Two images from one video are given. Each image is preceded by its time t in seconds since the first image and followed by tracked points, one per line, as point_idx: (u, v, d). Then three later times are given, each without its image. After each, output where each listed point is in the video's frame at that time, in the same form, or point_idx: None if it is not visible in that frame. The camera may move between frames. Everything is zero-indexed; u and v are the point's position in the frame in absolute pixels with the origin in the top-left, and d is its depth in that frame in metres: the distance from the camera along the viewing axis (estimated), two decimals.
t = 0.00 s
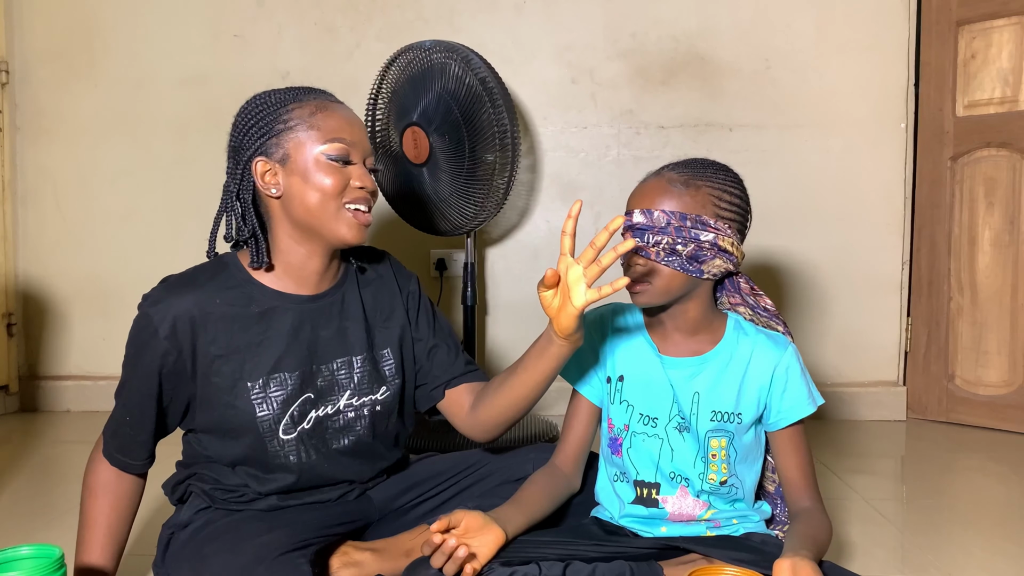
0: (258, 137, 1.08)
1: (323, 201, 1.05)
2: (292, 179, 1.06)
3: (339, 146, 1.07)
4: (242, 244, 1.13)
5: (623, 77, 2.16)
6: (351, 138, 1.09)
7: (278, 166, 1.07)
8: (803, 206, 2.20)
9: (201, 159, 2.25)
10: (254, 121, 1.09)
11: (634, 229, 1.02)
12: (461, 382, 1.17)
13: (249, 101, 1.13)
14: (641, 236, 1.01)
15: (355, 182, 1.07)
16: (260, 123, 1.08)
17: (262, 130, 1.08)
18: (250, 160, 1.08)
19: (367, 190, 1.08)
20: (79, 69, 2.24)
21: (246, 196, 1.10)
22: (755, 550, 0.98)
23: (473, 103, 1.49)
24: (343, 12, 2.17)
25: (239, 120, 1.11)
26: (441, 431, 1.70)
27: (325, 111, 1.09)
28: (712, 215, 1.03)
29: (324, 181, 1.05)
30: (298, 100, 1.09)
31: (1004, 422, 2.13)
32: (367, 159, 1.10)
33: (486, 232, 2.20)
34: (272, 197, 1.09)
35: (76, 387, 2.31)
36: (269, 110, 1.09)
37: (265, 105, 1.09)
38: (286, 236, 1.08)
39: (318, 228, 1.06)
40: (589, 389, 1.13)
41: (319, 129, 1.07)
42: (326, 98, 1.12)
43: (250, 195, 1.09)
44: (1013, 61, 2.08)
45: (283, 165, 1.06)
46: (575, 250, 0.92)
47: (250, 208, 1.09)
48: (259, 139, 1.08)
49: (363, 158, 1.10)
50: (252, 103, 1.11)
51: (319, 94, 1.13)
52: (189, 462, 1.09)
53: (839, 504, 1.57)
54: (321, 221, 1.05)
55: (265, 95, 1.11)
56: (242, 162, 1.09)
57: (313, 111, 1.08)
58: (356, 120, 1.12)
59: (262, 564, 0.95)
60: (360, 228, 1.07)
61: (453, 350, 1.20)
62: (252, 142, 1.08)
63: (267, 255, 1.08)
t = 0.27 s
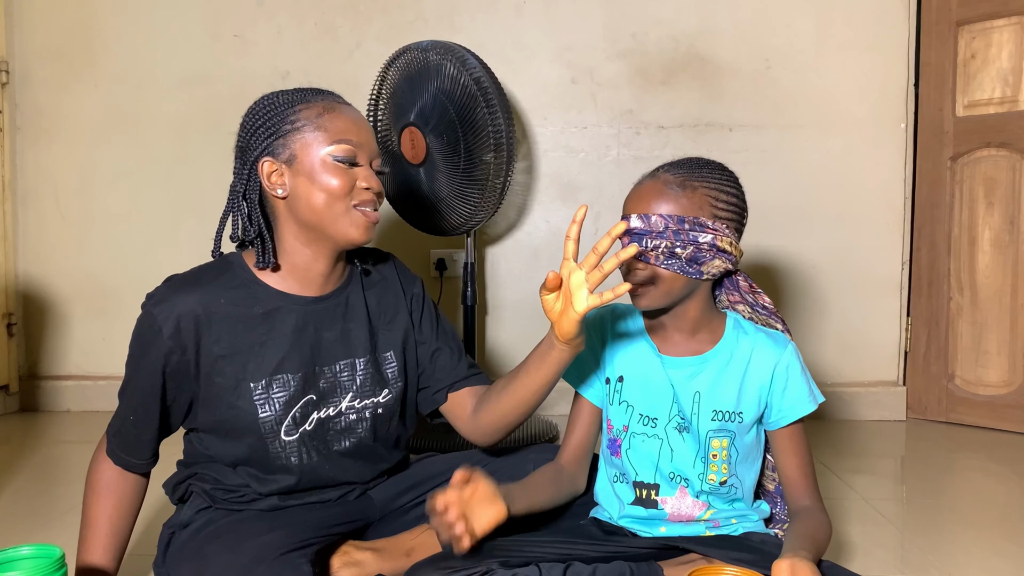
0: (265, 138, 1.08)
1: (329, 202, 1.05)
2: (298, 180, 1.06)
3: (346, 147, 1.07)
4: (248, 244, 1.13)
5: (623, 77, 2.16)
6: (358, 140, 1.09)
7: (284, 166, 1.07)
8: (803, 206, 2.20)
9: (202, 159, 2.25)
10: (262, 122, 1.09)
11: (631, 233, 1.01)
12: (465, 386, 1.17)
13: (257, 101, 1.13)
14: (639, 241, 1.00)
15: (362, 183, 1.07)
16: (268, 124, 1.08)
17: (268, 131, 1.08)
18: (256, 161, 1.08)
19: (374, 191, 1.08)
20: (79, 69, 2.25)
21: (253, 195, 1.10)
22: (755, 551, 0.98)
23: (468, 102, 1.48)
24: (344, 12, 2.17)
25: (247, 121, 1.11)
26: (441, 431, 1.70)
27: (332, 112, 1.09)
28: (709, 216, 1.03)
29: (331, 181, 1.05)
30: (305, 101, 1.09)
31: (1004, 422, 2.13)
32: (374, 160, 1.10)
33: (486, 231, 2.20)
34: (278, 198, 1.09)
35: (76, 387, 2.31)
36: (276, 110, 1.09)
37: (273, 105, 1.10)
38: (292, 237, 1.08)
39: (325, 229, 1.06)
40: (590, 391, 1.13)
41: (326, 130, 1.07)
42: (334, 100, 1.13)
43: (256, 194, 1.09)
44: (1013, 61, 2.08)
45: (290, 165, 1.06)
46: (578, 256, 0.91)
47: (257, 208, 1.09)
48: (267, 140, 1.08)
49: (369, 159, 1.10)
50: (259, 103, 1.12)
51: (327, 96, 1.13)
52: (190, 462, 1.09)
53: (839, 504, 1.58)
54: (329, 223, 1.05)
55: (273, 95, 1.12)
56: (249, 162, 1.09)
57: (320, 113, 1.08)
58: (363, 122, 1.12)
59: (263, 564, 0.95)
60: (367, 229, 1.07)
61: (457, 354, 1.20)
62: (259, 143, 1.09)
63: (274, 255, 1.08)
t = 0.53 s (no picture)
0: (268, 138, 1.08)
1: (333, 205, 1.05)
2: (301, 182, 1.06)
3: (348, 150, 1.06)
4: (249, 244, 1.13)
5: (623, 77, 2.16)
6: (362, 142, 1.08)
7: (288, 168, 1.07)
8: (803, 206, 2.20)
9: (202, 159, 2.25)
10: (265, 122, 1.09)
11: (625, 243, 1.01)
12: (471, 378, 1.19)
13: (259, 101, 1.13)
14: (631, 252, 1.00)
15: (365, 187, 1.07)
16: (271, 124, 1.08)
17: (270, 132, 1.08)
18: (260, 162, 1.08)
19: (376, 194, 1.08)
20: (79, 69, 2.24)
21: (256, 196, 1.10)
22: (754, 550, 0.98)
23: (463, 102, 1.47)
24: (344, 13, 2.17)
25: (249, 121, 1.11)
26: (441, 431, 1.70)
27: (336, 113, 1.08)
28: (704, 230, 1.01)
29: (333, 186, 1.05)
30: (308, 102, 1.09)
31: (1004, 422, 2.13)
32: (378, 162, 1.10)
33: (485, 231, 2.20)
34: (282, 199, 1.09)
35: (76, 387, 2.31)
36: (278, 111, 1.09)
37: (275, 106, 1.10)
38: (295, 238, 1.08)
39: (328, 231, 1.06)
40: (590, 387, 1.13)
41: (329, 131, 1.07)
42: (338, 100, 1.12)
43: (259, 196, 1.09)
44: (1013, 61, 2.08)
45: (293, 167, 1.06)
46: (566, 236, 0.90)
47: (259, 208, 1.09)
48: (270, 141, 1.08)
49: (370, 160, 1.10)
50: (262, 103, 1.12)
51: (330, 96, 1.13)
52: (191, 462, 1.09)
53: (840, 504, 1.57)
54: (332, 226, 1.05)
55: (275, 95, 1.12)
56: (253, 163, 1.09)
57: (323, 114, 1.08)
58: (367, 122, 1.12)
59: (263, 564, 0.95)
60: (370, 232, 1.07)
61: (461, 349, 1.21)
62: (261, 144, 1.08)
63: (276, 256, 1.08)
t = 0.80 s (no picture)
0: (270, 138, 1.08)
1: (334, 204, 1.05)
2: (303, 181, 1.06)
3: (350, 150, 1.06)
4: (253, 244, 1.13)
5: (623, 77, 2.16)
6: (363, 142, 1.08)
7: (289, 167, 1.07)
8: (803, 206, 2.20)
9: (202, 159, 2.25)
10: (267, 121, 1.09)
11: (616, 243, 1.01)
12: (467, 382, 1.20)
13: (261, 101, 1.13)
14: (621, 252, 0.99)
15: (366, 186, 1.07)
16: (273, 124, 1.08)
17: (272, 133, 1.08)
18: (262, 161, 1.08)
19: (378, 192, 1.08)
20: (79, 69, 2.25)
21: (259, 195, 1.10)
22: (750, 552, 0.98)
23: (459, 103, 1.47)
24: (343, 13, 2.17)
25: (251, 120, 1.11)
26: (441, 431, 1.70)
27: (337, 113, 1.09)
28: (695, 229, 0.99)
29: (337, 184, 1.05)
30: (309, 102, 1.09)
31: (1004, 422, 2.13)
32: (379, 162, 1.10)
33: (485, 231, 2.20)
34: (284, 198, 1.09)
35: (76, 387, 2.31)
36: (279, 112, 1.09)
37: (276, 107, 1.10)
38: (297, 238, 1.08)
39: (331, 230, 1.06)
40: (589, 389, 1.13)
41: (331, 131, 1.07)
42: (340, 100, 1.13)
43: (263, 196, 1.09)
44: (1013, 61, 2.08)
45: (295, 167, 1.06)
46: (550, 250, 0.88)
47: (263, 208, 1.09)
48: (271, 141, 1.08)
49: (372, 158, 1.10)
50: (264, 103, 1.12)
51: (332, 96, 1.13)
52: (193, 460, 1.09)
53: (839, 504, 1.57)
54: (334, 225, 1.06)
55: (276, 96, 1.12)
56: (255, 163, 1.09)
57: (325, 114, 1.08)
58: (370, 123, 1.12)
59: (263, 564, 0.95)
60: (371, 230, 1.07)
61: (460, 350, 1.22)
62: (263, 144, 1.09)
63: (280, 255, 1.08)
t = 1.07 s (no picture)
0: (272, 135, 1.08)
1: (332, 202, 1.05)
2: (303, 179, 1.06)
3: (350, 148, 1.07)
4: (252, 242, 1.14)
5: (623, 77, 2.16)
6: (365, 143, 1.09)
7: (289, 165, 1.07)
8: (803, 206, 2.20)
9: (202, 159, 2.25)
10: (270, 119, 1.09)
11: (617, 243, 1.02)
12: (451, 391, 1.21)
13: (263, 100, 1.14)
14: (624, 252, 1.01)
15: (365, 185, 1.08)
16: (275, 122, 1.09)
17: (274, 131, 1.09)
18: (263, 158, 1.09)
19: (376, 192, 1.09)
20: (79, 69, 2.25)
21: (259, 192, 1.10)
22: (749, 552, 0.98)
23: (455, 102, 1.47)
24: (343, 13, 2.17)
25: (254, 117, 1.11)
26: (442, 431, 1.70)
27: (339, 113, 1.09)
28: (697, 224, 1.01)
29: (336, 182, 1.06)
30: (312, 101, 1.09)
31: (1004, 422, 2.13)
32: (380, 163, 1.11)
33: (485, 231, 2.20)
34: (283, 196, 1.09)
35: (76, 387, 2.31)
36: (281, 110, 1.09)
37: (278, 105, 1.10)
38: (296, 235, 1.09)
39: (327, 228, 1.06)
40: (590, 395, 1.12)
41: (332, 130, 1.07)
42: (344, 101, 1.13)
43: (262, 193, 1.09)
44: (1013, 61, 2.08)
45: (295, 164, 1.07)
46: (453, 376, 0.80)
47: (262, 204, 1.09)
48: (273, 140, 1.08)
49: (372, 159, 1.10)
50: (266, 102, 1.12)
51: (336, 97, 1.13)
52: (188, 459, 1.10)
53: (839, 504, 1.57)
54: (331, 223, 1.06)
55: (278, 95, 1.12)
56: (256, 161, 1.10)
57: (329, 114, 1.08)
58: (373, 126, 1.13)
59: (261, 564, 0.95)
60: (369, 230, 1.08)
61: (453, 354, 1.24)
62: (264, 142, 1.09)
63: (277, 253, 1.08)
